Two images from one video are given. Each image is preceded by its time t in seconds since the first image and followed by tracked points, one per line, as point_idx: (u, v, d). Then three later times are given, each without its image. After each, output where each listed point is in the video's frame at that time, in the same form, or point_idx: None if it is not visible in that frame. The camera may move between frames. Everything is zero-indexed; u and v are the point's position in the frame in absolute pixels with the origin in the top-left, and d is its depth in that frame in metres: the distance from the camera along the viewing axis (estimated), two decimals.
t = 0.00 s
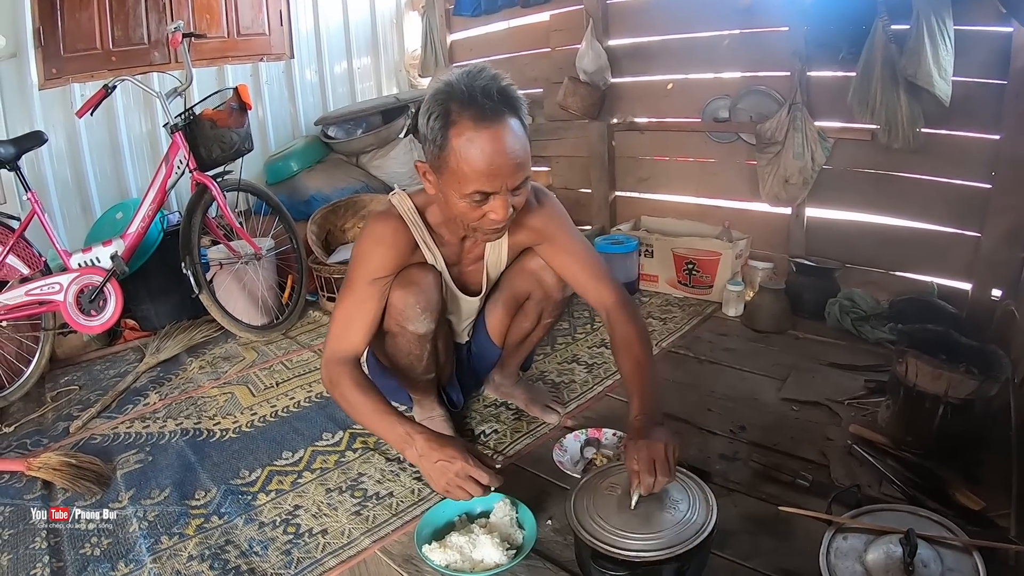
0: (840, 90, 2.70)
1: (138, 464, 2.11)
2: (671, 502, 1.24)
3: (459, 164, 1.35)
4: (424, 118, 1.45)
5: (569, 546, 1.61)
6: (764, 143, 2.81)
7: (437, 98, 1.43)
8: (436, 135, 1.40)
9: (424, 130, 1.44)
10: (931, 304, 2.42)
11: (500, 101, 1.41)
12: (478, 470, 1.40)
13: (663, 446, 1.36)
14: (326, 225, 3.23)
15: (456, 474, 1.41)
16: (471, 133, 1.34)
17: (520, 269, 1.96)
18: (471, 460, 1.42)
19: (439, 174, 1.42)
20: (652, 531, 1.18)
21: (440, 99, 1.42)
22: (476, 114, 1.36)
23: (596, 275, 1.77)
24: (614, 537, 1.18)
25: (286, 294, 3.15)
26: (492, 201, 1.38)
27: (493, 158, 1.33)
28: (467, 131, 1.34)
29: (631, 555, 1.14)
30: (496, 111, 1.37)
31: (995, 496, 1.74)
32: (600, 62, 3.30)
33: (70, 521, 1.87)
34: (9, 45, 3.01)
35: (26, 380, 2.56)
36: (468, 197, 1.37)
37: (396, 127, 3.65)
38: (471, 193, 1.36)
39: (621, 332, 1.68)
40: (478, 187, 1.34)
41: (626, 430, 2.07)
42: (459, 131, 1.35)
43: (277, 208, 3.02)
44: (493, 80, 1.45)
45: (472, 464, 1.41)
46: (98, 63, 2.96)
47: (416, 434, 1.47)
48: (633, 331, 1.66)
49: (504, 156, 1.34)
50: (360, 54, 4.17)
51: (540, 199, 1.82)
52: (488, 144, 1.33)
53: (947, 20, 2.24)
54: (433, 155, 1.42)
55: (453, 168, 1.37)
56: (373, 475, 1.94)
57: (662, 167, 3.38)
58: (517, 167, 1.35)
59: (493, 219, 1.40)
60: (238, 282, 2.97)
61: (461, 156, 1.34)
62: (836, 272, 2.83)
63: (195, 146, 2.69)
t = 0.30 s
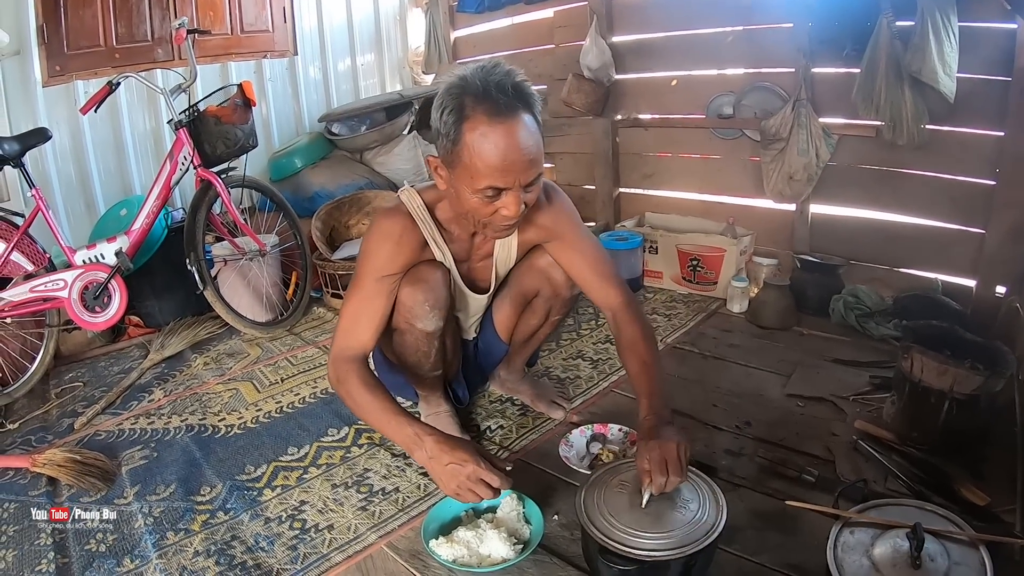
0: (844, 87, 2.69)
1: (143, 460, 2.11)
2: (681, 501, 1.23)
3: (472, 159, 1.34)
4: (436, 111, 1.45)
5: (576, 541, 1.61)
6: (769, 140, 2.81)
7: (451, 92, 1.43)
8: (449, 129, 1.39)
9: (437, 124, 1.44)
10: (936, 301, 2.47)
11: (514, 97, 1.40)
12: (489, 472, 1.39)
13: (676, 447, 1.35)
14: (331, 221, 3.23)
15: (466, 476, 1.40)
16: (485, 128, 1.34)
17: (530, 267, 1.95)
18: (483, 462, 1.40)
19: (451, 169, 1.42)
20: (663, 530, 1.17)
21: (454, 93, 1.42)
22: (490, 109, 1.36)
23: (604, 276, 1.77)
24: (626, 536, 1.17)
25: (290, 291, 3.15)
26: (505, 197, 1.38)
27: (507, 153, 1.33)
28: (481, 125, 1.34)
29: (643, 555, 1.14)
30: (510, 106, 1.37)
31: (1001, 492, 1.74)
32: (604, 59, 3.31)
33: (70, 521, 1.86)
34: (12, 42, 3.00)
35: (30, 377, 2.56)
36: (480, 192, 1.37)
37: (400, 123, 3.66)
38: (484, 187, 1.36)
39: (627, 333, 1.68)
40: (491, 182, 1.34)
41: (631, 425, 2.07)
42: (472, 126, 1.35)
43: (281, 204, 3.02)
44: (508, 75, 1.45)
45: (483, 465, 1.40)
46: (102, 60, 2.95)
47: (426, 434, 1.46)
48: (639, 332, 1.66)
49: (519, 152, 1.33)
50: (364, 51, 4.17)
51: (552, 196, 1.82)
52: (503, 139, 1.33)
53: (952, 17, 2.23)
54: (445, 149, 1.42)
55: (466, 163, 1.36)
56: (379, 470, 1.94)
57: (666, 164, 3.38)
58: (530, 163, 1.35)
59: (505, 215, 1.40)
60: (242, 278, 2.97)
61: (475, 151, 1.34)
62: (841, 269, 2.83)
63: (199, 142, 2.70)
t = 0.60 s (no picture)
0: (847, 83, 2.69)
1: (146, 457, 2.11)
2: (684, 498, 1.23)
3: (478, 150, 1.34)
4: (439, 106, 1.45)
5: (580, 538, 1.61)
6: (771, 136, 2.81)
7: (452, 86, 1.42)
8: (454, 122, 1.39)
9: (441, 119, 1.44)
10: (937, 296, 2.45)
11: (514, 85, 1.40)
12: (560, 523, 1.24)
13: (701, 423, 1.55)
14: (332, 219, 3.24)
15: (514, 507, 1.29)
16: (489, 118, 1.34)
17: (534, 263, 1.95)
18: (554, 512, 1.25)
19: (457, 162, 1.42)
20: (667, 526, 1.17)
21: (456, 87, 1.42)
22: (494, 98, 1.35)
23: (612, 261, 1.82)
24: (630, 532, 1.17)
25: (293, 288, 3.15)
26: (514, 186, 1.38)
27: (512, 141, 1.33)
28: (486, 116, 1.34)
29: (647, 551, 1.14)
30: (513, 94, 1.37)
31: (1005, 488, 1.74)
32: (606, 56, 3.31)
33: (70, 521, 1.85)
34: (14, 40, 2.96)
35: (33, 374, 2.56)
36: (489, 183, 1.36)
37: (401, 121, 3.65)
38: (492, 177, 1.36)
39: (641, 314, 1.76)
40: (500, 171, 1.34)
41: (634, 422, 2.07)
42: (477, 116, 1.35)
43: (284, 202, 3.02)
44: (508, 65, 1.45)
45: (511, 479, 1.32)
46: (104, 57, 3.12)
47: (491, 477, 1.32)
48: (653, 312, 1.76)
49: (524, 139, 1.33)
50: (366, 48, 4.16)
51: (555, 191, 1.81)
52: (508, 127, 1.32)
53: (955, 13, 2.23)
54: (451, 143, 1.42)
55: (472, 154, 1.36)
56: (382, 467, 1.94)
57: (668, 161, 3.38)
58: (536, 150, 1.35)
59: (515, 206, 1.40)
60: (245, 275, 2.98)
61: (481, 142, 1.34)
62: (844, 266, 2.83)
63: (201, 140, 2.70)
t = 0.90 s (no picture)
0: (847, 81, 2.69)
1: (147, 456, 2.11)
2: (687, 495, 1.22)
3: (510, 155, 1.31)
4: (468, 107, 1.40)
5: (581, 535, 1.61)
6: (772, 134, 2.80)
7: (483, 87, 1.38)
8: (485, 125, 1.35)
9: (469, 120, 1.40)
10: (938, 295, 2.42)
11: (547, 88, 1.37)
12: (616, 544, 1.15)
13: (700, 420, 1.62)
14: (333, 217, 3.25)
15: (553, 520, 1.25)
16: (522, 122, 1.30)
17: (543, 263, 1.93)
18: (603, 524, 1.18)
19: (486, 165, 1.38)
20: (669, 524, 1.16)
21: (487, 88, 1.37)
22: (527, 102, 1.32)
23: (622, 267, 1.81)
24: (634, 528, 1.16)
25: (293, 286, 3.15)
26: (544, 194, 1.35)
27: (543, 146, 1.29)
28: (519, 120, 1.30)
29: (650, 548, 1.12)
30: (546, 99, 1.33)
31: (1006, 485, 1.74)
32: (607, 54, 3.32)
33: (70, 520, 1.85)
34: (14, 39, 3.01)
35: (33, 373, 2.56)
36: (519, 189, 1.33)
37: (402, 119, 3.65)
38: (523, 183, 1.32)
39: (646, 319, 1.76)
40: (530, 177, 1.30)
41: (635, 420, 2.07)
42: (509, 120, 1.31)
43: (284, 199, 3.02)
44: (541, 69, 1.41)
45: (522, 480, 1.32)
46: (103, 56, 3.02)
47: (541, 504, 1.28)
48: (659, 318, 1.75)
49: (557, 145, 1.30)
50: (366, 47, 4.16)
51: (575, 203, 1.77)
52: (540, 132, 1.29)
53: (956, 11, 2.23)
54: (479, 146, 1.38)
55: (502, 159, 1.33)
56: (384, 465, 1.94)
57: (668, 159, 3.38)
58: (568, 155, 1.31)
59: (543, 213, 1.37)
60: (245, 273, 2.97)
61: (512, 147, 1.31)
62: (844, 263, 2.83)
63: (202, 138, 2.70)
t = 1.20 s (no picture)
0: (847, 79, 2.68)
1: (146, 456, 2.10)
2: (728, 515, 1.32)
3: (538, 165, 1.30)
4: (494, 115, 1.39)
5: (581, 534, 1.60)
6: (771, 132, 2.80)
7: (512, 95, 1.37)
8: (512, 134, 1.34)
9: (496, 128, 1.38)
10: (938, 292, 2.43)
11: (576, 100, 1.36)
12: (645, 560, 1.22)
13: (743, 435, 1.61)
14: (332, 217, 3.24)
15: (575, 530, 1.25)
16: (550, 134, 1.29)
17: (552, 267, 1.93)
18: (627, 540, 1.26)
19: (510, 175, 1.37)
20: (708, 545, 1.26)
21: (516, 97, 1.36)
22: (556, 113, 1.31)
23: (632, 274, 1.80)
24: (672, 545, 1.26)
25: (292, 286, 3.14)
26: (568, 207, 1.35)
27: (571, 159, 1.28)
28: (548, 132, 1.29)
29: (683, 568, 1.23)
30: (575, 110, 1.33)
31: (1007, 482, 1.73)
32: (605, 52, 3.30)
33: (69, 521, 1.84)
34: (12, 39, 2.96)
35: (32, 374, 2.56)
36: (545, 201, 1.33)
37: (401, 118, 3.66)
38: (549, 195, 1.32)
39: (661, 336, 1.72)
40: (557, 190, 1.30)
41: (636, 418, 2.07)
42: (537, 131, 1.30)
43: (283, 199, 3.01)
44: (569, 79, 1.40)
45: (548, 493, 1.30)
46: (101, 56, 3.18)
47: (565, 516, 1.27)
48: (674, 333, 1.72)
49: (585, 159, 1.29)
50: (364, 46, 4.15)
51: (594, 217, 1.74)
52: (568, 145, 1.28)
53: (955, 8, 2.22)
54: (505, 155, 1.37)
55: (529, 169, 1.32)
56: (383, 465, 1.94)
57: (666, 157, 3.38)
58: (595, 168, 1.31)
59: (567, 225, 1.37)
60: (244, 274, 2.96)
61: (540, 158, 1.30)
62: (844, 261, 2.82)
63: (200, 138, 2.69)
